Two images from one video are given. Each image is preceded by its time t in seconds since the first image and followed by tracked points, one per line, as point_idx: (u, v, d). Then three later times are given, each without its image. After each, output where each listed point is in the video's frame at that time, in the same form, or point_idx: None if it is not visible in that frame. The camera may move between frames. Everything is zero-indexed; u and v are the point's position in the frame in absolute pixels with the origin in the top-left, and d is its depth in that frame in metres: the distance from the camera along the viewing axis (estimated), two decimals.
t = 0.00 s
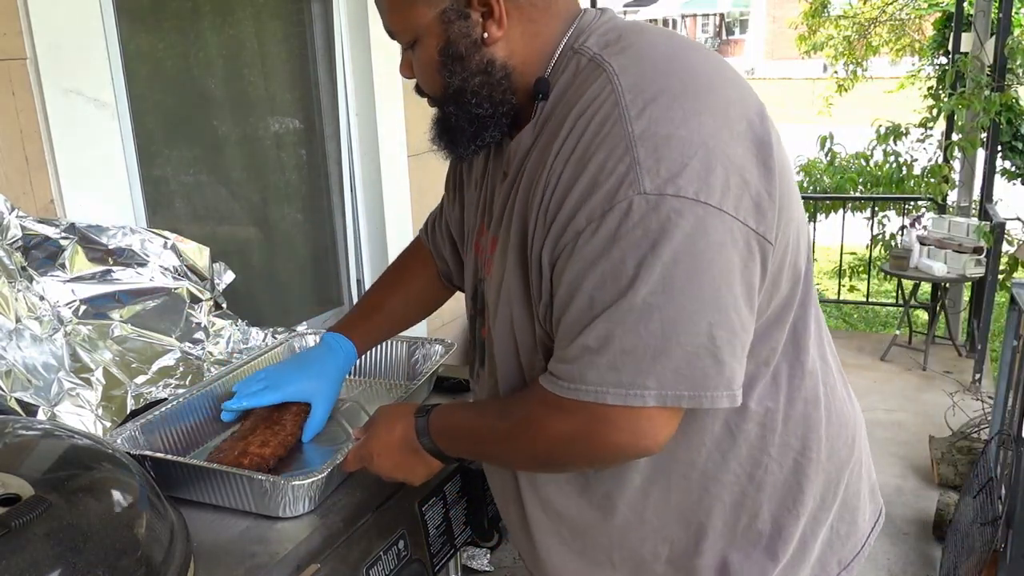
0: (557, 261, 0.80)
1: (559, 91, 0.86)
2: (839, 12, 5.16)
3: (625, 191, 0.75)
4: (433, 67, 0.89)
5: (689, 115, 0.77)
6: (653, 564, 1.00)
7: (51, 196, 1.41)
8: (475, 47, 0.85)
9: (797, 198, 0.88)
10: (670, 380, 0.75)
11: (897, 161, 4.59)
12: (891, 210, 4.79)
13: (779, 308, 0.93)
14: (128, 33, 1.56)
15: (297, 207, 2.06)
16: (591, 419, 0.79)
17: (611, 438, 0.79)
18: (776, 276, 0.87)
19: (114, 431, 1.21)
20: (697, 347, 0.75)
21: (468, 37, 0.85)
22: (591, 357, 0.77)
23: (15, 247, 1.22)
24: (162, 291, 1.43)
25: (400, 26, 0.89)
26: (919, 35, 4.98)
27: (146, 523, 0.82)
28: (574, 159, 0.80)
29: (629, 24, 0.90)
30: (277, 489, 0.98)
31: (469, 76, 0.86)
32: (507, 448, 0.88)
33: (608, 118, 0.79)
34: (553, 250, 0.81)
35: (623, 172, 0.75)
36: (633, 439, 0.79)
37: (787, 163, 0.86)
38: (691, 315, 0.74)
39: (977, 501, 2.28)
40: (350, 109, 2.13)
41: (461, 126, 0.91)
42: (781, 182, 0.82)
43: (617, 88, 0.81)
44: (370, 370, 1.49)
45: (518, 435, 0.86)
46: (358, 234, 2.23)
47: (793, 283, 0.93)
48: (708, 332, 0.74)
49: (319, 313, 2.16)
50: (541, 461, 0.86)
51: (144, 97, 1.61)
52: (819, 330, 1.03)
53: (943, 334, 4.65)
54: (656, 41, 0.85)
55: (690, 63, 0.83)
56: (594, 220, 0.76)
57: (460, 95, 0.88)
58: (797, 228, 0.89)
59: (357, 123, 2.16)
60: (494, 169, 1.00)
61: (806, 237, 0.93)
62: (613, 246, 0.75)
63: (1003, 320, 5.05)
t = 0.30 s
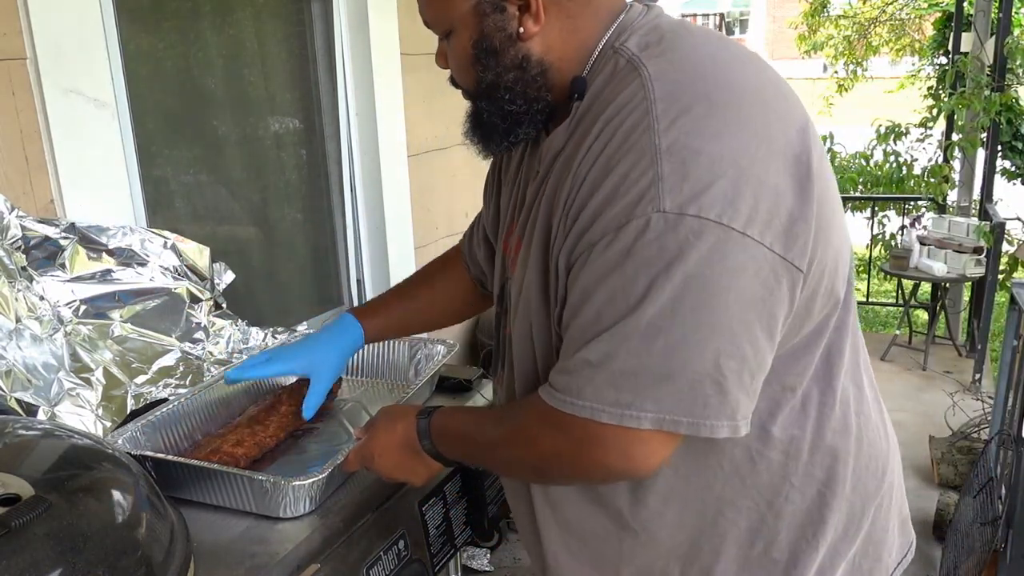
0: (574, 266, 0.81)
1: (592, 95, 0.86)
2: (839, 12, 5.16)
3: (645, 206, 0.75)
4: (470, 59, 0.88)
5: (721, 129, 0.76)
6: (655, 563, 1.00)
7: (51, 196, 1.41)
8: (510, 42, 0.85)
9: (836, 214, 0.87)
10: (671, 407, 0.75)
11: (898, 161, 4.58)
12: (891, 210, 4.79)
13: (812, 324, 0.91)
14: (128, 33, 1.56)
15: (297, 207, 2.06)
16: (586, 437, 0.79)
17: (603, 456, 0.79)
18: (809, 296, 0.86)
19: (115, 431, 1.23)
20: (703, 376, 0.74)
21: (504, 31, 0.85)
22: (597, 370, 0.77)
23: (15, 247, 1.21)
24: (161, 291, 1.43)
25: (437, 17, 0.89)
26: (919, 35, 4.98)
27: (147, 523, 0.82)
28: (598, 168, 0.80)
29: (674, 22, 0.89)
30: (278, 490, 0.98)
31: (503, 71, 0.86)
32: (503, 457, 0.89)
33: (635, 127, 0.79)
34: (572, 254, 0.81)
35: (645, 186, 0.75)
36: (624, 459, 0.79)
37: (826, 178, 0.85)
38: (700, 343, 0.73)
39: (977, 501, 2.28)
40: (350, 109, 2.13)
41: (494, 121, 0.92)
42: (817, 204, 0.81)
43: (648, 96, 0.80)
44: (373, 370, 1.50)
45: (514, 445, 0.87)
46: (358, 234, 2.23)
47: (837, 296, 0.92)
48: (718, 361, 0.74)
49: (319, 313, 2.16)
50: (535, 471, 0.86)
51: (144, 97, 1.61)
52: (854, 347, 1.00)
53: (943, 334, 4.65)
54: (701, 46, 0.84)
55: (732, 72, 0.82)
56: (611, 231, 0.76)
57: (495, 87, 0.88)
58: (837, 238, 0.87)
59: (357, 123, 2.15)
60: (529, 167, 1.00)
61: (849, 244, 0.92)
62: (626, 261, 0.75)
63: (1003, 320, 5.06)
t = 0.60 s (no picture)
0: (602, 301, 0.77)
1: (623, 119, 0.82)
2: (839, 12, 5.17)
3: (670, 239, 0.70)
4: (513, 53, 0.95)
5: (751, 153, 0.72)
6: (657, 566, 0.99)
7: (51, 196, 1.41)
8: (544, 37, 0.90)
9: (887, 239, 0.82)
10: (716, 460, 0.71)
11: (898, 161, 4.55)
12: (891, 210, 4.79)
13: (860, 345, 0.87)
14: (128, 33, 1.56)
15: (297, 207, 2.06)
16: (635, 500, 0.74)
17: (660, 517, 0.74)
18: (856, 327, 0.82)
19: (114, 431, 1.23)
20: (750, 425, 0.69)
21: (539, 25, 0.89)
22: (631, 424, 0.72)
23: (15, 247, 1.22)
24: (161, 291, 1.43)
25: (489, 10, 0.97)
26: (920, 35, 4.98)
27: (146, 523, 0.82)
28: (621, 200, 0.76)
29: (723, 26, 0.83)
30: (278, 489, 0.98)
31: (539, 64, 0.92)
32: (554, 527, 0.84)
33: (660, 151, 0.74)
34: (599, 290, 0.77)
35: (671, 217, 0.71)
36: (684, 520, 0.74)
37: (871, 201, 0.80)
38: (745, 392, 0.69)
39: (976, 501, 2.28)
40: (350, 110, 2.14)
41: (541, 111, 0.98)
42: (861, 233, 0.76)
43: (674, 120, 0.75)
44: (373, 370, 1.50)
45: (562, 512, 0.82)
46: (358, 234, 2.23)
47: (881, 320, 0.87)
48: (763, 408, 0.69)
49: (318, 312, 2.16)
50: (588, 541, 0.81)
51: (145, 97, 1.61)
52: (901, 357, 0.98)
53: (942, 333, 4.65)
54: (733, 60, 0.79)
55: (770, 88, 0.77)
56: (638, 268, 0.72)
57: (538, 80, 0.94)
58: (888, 265, 0.82)
59: (357, 123, 2.16)
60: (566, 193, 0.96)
61: (900, 269, 0.88)
62: (656, 302, 0.71)
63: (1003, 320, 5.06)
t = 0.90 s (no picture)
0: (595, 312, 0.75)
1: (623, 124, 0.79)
2: (839, 12, 5.17)
3: (642, 242, 0.68)
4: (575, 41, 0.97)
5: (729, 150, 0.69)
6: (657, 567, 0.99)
7: (51, 196, 1.41)
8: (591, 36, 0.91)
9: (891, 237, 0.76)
10: (692, 463, 0.66)
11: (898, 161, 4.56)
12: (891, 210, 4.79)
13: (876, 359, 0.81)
14: (128, 33, 1.56)
15: (297, 207, 2.06)
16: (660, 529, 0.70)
17: (693, 536, 0.69)
18: (863, 340, 0.77)
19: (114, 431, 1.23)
20: (727, 429, 0.65)
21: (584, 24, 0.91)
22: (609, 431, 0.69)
23: (15, 247, 1.22)
24: (161, 291, 1.43)
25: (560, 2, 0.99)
26: (919, 35, 4.98)
27: (146, 523, 0.82)
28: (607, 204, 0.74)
29: (742, 32, 0.79)
30: (278, 490, 0.98)
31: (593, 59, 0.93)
32: None
33: (634, 153, 0.72)
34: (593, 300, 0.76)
35: (642, 220, 0.68)
36: (722, 534, 0.69)
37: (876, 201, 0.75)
38: (721, 396, 0.64)
39: (976, 501, 2.28)
40: (350, 110, 2.14)
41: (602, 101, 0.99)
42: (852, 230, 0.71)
43: (655, 120, 0.72)
44: (374, 369, 1.49)
45: None
46: (358, 234, 2.23)
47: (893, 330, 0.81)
48: (741, 411, 0.64)
49: (318, 312, 2.15)
50: None
51: (145, 97, 1.61)
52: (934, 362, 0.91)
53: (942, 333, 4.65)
54: (727, 61, 0.75)
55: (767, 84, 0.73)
56: (618, 274, 0.70)
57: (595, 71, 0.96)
58: (892, 266, 0.77)
59: (357, 123, 2.16)
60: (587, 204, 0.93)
61: (914, 271, 0.82)
62: (633, 308, 0.68)
63: (1003, 320, 5.06)
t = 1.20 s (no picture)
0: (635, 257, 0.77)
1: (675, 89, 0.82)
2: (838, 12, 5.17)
3: (687, 179, 0.70)
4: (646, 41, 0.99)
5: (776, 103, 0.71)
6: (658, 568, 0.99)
7: (51, 196, 1.41)
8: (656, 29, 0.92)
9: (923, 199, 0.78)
10: (723, 381, 0.67)
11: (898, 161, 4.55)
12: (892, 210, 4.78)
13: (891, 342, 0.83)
14: (128, 34, 1.56)
15: (297, 207, 2.06)
16: (683, 447, 0.70)
17: (713, 455, 0.69)
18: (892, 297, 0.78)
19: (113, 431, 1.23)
20: (758, 353, 0.66)
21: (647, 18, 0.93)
22: (643, 353, 0.70)
23: (15, 247, 1.22)
24: (161, 291, 1.43)
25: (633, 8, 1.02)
26: (919, 35, 4.97)
27: (146, 523, 0.82)
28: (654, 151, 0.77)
29: (794, 16, 0.82)
30: (278, 490, 0.98)
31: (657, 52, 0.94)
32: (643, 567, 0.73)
33: (686, 105, 0.75)
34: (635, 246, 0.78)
35: (689, 159, 0.71)
36: (743, 455, 0.69)
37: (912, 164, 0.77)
38: (754, 322, 0.66)
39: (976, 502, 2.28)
40: (350, 109, 2.14)
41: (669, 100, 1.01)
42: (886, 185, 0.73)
43: (709, 75, 0.75)
44: (374, 370, 1.49)
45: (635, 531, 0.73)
46: (358, 233, 2.23)
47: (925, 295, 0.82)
48: (771, 339, 0.66)
49: (318, 313, 2.15)
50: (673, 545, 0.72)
51: (145, 97, 1.61)
52: (953, 369, 0.91)
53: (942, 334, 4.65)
54: (779, 31, 0.78)
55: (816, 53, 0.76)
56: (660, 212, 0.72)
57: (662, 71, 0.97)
58: (922, 227, 0.78)
59: (357, 123, 2.16)
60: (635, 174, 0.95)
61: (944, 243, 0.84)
62: (673, 243, 0.70)
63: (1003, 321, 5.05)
